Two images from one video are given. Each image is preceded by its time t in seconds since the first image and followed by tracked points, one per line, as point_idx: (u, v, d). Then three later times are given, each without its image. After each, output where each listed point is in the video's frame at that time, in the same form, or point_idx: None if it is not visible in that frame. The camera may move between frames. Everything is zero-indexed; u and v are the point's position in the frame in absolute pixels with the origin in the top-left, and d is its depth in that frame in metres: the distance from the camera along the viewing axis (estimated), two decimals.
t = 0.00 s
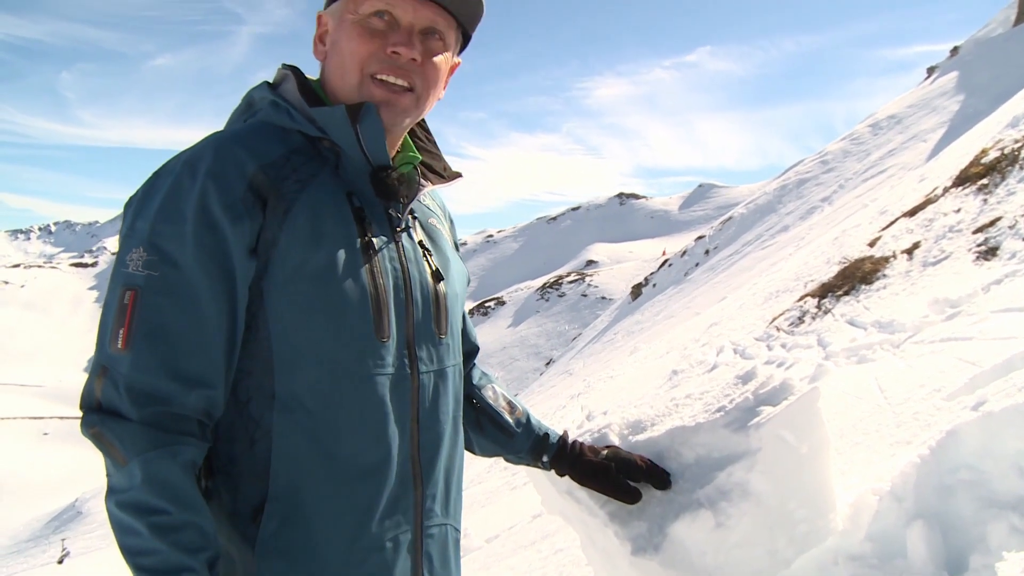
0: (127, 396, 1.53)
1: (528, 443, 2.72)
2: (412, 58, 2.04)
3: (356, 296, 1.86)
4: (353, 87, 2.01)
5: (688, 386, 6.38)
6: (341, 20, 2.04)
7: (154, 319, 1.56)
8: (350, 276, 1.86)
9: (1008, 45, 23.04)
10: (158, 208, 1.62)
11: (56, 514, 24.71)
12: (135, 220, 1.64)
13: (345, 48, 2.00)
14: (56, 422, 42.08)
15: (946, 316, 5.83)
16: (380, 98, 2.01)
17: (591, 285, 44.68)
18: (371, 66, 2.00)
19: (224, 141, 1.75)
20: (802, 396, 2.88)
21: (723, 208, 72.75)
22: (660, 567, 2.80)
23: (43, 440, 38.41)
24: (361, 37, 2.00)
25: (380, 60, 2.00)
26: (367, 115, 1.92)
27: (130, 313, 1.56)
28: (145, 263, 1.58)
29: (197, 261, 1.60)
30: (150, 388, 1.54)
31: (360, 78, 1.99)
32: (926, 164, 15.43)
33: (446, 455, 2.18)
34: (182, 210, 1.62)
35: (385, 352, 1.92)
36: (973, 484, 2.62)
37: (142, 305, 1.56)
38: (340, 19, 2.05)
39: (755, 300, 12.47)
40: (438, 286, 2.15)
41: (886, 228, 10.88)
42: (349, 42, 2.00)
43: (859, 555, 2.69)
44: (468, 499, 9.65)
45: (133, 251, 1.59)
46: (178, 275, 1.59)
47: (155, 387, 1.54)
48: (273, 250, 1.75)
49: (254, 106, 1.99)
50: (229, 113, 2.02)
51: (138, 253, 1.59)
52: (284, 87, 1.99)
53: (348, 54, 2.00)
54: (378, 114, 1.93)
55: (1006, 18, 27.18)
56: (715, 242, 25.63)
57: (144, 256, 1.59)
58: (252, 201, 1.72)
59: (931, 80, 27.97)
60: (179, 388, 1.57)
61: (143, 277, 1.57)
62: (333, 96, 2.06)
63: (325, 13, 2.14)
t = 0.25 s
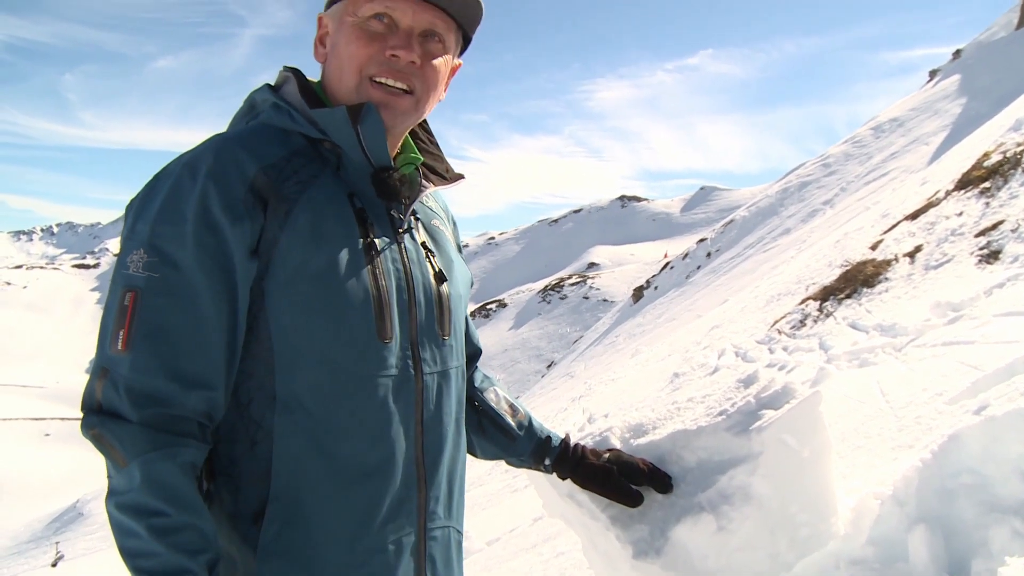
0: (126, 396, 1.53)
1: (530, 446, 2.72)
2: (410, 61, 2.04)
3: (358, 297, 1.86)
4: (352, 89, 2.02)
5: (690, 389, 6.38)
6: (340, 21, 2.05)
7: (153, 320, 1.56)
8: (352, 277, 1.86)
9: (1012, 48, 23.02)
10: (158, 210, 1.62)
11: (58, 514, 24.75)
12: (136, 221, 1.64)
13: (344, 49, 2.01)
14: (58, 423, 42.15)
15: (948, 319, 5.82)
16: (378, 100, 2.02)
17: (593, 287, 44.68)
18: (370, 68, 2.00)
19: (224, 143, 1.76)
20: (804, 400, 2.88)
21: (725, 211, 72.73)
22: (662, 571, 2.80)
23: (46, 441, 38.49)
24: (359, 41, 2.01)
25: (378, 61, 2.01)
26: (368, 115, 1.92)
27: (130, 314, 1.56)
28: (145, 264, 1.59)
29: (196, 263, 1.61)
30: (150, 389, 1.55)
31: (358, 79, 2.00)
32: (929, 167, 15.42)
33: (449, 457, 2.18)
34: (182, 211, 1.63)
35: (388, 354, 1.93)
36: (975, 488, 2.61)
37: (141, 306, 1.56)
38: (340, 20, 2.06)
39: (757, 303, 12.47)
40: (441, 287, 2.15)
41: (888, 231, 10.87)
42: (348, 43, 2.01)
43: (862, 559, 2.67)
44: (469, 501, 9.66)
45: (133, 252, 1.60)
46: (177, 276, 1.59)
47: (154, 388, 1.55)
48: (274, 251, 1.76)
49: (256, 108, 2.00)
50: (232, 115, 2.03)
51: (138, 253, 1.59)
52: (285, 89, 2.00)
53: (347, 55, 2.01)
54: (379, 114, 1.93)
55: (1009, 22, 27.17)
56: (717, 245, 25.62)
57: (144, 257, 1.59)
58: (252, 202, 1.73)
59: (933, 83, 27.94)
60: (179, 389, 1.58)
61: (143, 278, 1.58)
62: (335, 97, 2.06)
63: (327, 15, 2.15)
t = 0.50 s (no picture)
0: (128, 397, 1.53)
1: (530, 450, 2.73)
2: (422, 78, 2.05)
3: (362, 301, 1.87)
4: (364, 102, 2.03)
5: (690, 393, 6.39)
6: (355, 29, 2.05)
7: (156, 321, 1.57)
8: (356, 282, 1.87)
9: (1012, 52, 23.04)
10: (162, 211, 1.63)
11: (58, 517, 24.76)
12: (140, 221, 1.65)
13: (359, 61, 2.02)
14: (59, 425, 42.19)
15: (949, 323, 5.83)
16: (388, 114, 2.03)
17: (593, 290, 44.70)
18: (382, 82, 2.01)
19: (230, 146, 1.77)
20: (805, 404, 2.89)
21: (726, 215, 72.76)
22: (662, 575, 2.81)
23: (46, 444, 38.53)
24: (370, 53, 2.01)
25: (389, 77, 2.01)
26: (375, 120, 1.93)
27: (134, 314, 1.57)
28: (149, 264, 1.59)
29: (201, 264, 1.61)
30: (152, 390, 1.55)
31: (370, 92, 2.01)
32: (930, 171, 15.42)
33: (450, 462, 2.19)
34: (187, 213, 1.64)
35: (391, 358, 1.93)
36: (975, 492, 2.61)
37: (144, 307, 1.57)
38: (355, 28, 2.05)
39: (758, 306, 12.48)
40: (445, 292, 2.16)
41: (889, 235, 10.87)
42: (359, 56, 2.02)
43: (862, 563, 2.63)
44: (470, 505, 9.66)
45: (137, 253, 1.61)
46: (180, 277, 1.60)
47: (156, 389, 1.55)
48: (279, 255, 1.77)
49: (262, 111, 2.02)
50: (238, 118, 2.04)
51: (143, 255, 1.60)
52: (291, 93, 2.01)
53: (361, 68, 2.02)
54: (386, 120, 1.94)
55: (1009, 26, 27.20)
56: (718, 249, 25.62)
57: (148, 257, 1.60)
58: (258, 205, 1.73)
59: (934, 87, 27.97)
60: (181, 390, 1.58)
61: (147, 278, 1.58)
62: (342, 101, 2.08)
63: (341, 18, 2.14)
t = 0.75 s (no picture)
0: (130, 396, 1.55)
1: (530, 454, 2.73)
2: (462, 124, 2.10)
3: (363, 305, 1.88)
4: (404, 144, 2.06)
5: (690, 396, 6.39)
6: (393, 65, 1.97)
7: (158, 322, 1.58)
8: (358, 285, 1.88)
9: (1011, 54, 23.09)
10: (165, 213, 1.65)
11: (57, 521, 24.73)
12: (143, 224, 1.67)
13: (400, 106, 2.00)
14: (58, 428, 42.13)
15: (948, 326, 5.84)
16: (427, 155, 2.10)
17: (593, 293, 44.72)
18: (425, 130, 2.04)
19: (233, 150, 1.79)
20: (804, 407, 2.91)
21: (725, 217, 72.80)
22: None
23: (45, 448, 38.49)
24: (416, 101, 1.99)
25: (433, 124, 2.04)
26: (377, 124, 1.93)
27: (135, 315, 1.58)
28: (152, 266, 1.61)
29: (203, 266, 1.63)
30: (152, 390, 1.56)
31: (413, 139, 2.05)
32: (929, 173, 15.44)
33: (450, 465, 2.19)
34: (190, 215, 1.65)
35: (392, 361, 1.94)
36: (975, 495, 2.61)
37: (147, 307, 1.58)
38: (393, 62, 1.96)
39: (757, 309, 12.48)
40: (445, 297, 2.16)
41: (888, 238, 10.89)
42: (405, 102, 1.99)
43: (862, 566, 2.64)
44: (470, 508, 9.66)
45: (139, 254, 1.62)
46: (182, 279, 1.62)
47: (158, 388, 1.56)
48: (281, 258, 1.77)
49: (265, 116, 2.04)
50: (241, 122, 2.06)
51: (145, 256, 1.62)
52: (295, 98, 2.03)
53: (405, 114, 2.01)
54: (388, 125, 1.95)
55: (1008, 28, 27.27)
56: (718, 251, 25.64)
57: (151, 259, 1.61)
58: (261, 208, 1.75)
59: (933, 90, 28.01)
60: (183, 389, 1.59)
61: (149, 280, 1.60)
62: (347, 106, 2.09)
63: (367, 31, 1.98)
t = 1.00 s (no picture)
0: (139, 395, 1.55)
1: (530, 457, 2.73)
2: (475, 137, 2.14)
3: (369, 307, 1.88)
4: (418, 159, 2.09)
5: (690, 400, 6.39)
6: (408, 83, 1.97)
7: (166, 322, 1.58)
8: (363, 288, 1.88)
9: (1010, 58, 23.13)
10: (174, 214, 1.66)
11: (56, 525, 24.67)
12: (149, 225, 1.68)
13: (416, 124, 2.02)
14: (57, 432, 42.08)
15: (948, 330, 5.84)
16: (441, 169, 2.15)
17: (593, 296, 44.73)
18: (440, 147, 2.08)
19: (241, 152, 1.80)
20: (806, 410, 2.88)
21: (725, 220, 72.83)
22: None
23: (44, 451, 38.52)
24: (434, 118, 2.02)
25: (448, 139, 2.08)
26: (385, 130, 1.94)
27: (143, 315, 1.58)
28: (160, 266, 1.62)
29: (211, 266, 1.63)
30: (160, 390, 1.56)
31: (427, 156, 2.09)
32: (928, 177, 15.46)
33: (453, 468, 2.20)
34: (199, 216, 1.66)
35: (397, 363, 1.94)
36: (975, 498, 2.61)
37: (155, 307, 1.59)
38: (408, 81, 1.97)
39: (757, 313, 12.49)
40: (449, 301, 2.17)
41: (888, 241, 10.89)
42: (422, 119, 2.01)
43: (862, 569, 2.67)
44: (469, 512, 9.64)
45: (147, 256, 1.63)
46: (190, 279, 1.62)
47: (166, 387, 1.56)
48: (288, 260, 1.78)
49: (270, 120, 2.05)
50: (246, 126, 2.07)
51: (154, 258, 1.63)
52: (301, 102, 2.04)
53: (420, 132, 2.04)
54: (395, 130, 1.95)
55: (1008, 32, 27.31)
56: (718, 255, 25.64)
57: (159, 260, 1.62)
58: (268, 210, 1.75)
59: (932, 93, 28.06)
60: (192, 386, 1.59)
61: (157, 280, 1.60)
62: (354, 111, 2.10)
63: (381, 47, 1.97)
